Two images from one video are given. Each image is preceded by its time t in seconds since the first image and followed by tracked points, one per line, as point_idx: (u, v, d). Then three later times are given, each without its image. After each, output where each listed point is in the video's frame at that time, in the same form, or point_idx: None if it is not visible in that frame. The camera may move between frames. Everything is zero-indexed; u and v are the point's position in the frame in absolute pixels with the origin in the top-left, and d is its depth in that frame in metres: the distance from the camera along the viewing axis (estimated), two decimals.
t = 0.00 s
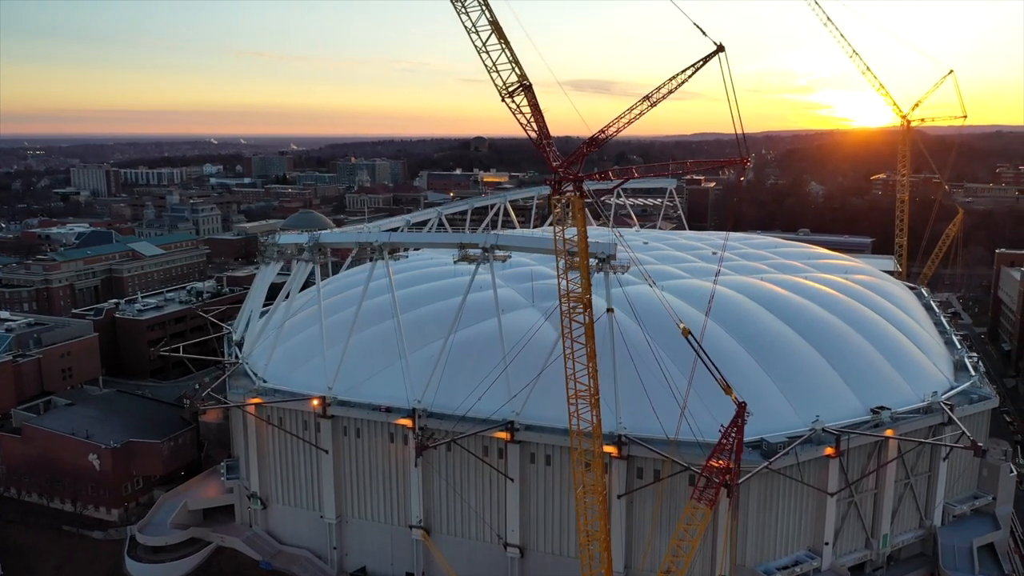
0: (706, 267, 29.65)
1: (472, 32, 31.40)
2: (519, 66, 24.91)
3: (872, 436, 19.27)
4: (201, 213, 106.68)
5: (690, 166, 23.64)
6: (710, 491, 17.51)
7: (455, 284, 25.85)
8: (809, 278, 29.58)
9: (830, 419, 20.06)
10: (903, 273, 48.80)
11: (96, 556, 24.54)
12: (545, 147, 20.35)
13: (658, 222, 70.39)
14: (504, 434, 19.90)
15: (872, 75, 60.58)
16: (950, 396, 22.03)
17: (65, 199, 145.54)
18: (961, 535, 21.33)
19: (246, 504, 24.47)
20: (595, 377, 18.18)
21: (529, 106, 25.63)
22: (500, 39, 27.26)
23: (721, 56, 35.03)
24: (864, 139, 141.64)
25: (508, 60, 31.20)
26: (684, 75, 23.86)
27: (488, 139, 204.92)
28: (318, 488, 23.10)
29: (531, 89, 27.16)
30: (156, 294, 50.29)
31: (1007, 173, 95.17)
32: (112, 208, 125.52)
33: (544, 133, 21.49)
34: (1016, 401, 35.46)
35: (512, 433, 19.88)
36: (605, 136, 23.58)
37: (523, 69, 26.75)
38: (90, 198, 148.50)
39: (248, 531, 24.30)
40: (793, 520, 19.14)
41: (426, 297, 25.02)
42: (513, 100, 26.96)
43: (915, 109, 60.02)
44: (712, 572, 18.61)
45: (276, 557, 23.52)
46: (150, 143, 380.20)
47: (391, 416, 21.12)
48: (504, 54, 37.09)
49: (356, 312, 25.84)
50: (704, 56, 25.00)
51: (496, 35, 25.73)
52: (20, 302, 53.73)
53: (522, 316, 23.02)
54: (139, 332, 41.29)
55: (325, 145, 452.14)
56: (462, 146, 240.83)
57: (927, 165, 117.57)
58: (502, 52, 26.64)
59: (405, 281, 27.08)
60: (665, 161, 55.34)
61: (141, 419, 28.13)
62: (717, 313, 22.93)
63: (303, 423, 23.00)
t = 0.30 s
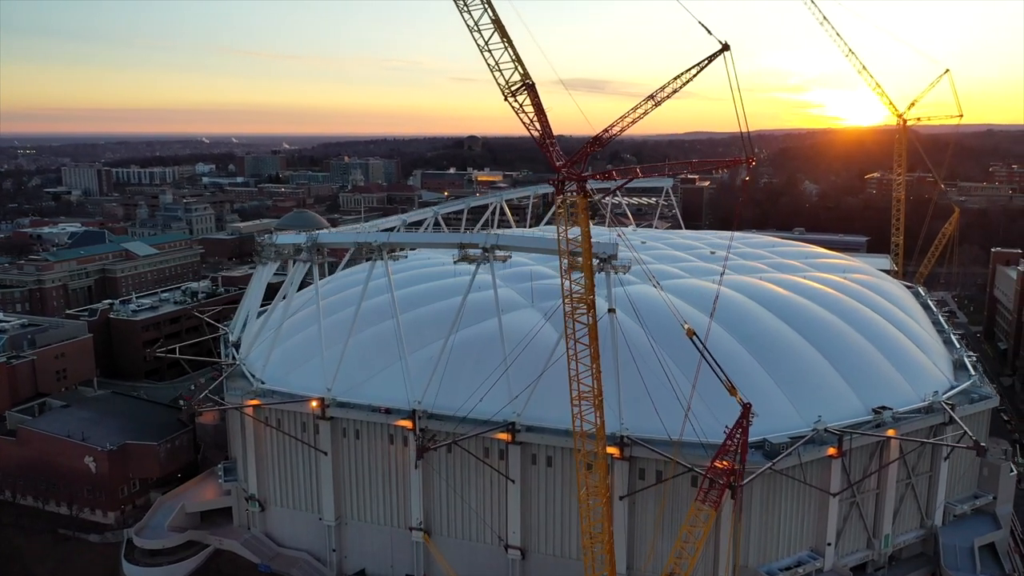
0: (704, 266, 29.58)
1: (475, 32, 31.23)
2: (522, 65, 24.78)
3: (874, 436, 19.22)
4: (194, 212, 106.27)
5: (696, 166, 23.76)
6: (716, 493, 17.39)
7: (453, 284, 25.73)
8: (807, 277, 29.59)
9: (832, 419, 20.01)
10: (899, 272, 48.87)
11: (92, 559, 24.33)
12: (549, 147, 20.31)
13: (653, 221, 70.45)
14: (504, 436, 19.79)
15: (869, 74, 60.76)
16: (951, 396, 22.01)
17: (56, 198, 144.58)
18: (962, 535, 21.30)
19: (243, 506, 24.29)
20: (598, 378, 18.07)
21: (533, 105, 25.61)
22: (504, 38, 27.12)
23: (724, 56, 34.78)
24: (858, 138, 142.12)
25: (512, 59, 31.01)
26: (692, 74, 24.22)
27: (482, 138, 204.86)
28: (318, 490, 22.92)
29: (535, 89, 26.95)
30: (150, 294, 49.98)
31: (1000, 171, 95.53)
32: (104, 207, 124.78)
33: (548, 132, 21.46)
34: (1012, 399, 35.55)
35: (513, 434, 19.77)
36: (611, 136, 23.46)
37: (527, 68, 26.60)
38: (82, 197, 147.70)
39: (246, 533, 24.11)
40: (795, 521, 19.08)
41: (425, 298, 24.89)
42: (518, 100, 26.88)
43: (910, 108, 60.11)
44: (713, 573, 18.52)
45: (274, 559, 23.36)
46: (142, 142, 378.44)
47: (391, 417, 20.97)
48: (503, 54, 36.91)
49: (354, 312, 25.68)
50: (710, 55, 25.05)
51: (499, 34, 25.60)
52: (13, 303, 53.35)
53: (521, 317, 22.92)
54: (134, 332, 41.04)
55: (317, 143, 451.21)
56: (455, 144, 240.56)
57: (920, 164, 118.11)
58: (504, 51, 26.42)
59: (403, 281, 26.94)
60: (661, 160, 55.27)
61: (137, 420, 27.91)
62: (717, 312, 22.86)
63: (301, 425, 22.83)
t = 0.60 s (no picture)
0: (703, 266, 29.46)
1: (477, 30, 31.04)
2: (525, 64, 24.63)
3: (876, 436, 19.18)
4: (186, 212, 105.68)
5: (698, 166, 23.79)
6: (722, 495, 17.28)
7: (451, 285, 25.56)
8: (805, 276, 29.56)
9: (834, 419, 19.95)
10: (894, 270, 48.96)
11: (88, 563, 24.08)
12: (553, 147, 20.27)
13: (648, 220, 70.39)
14: (505, 437, 19.67)
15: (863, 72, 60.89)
16: (951, 396, 21.95)
17: (45, 198, 143.39)
18: (963, 535, 21.28)
19: (241, 509, 24.08)
20: (602, 380, 17.96)
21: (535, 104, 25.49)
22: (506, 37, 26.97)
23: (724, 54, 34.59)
24: (850, 136, 142.57)
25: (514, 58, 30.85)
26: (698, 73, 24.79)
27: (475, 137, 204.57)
28: (316, 493, 22.72)
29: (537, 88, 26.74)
30: (143, 295, 49.61)
31: (992, 170, 95.95)
32: (94, 207, 123.86)
33: (550, 131, 21.30)
34: (1008, 398, 35.66)
35: (514, 436, 19.64)
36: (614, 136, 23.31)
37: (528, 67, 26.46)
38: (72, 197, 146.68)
39: (243, 537, 23.91)
40: (798, 522, 19.02)
41: (423, 299, 24.69)
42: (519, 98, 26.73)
43: (905, 107, 60.18)
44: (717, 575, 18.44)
45: (272, 562, 23.16)
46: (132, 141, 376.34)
47: (390, 419, 20.80)
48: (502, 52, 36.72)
49: (352, 313, 25.48)
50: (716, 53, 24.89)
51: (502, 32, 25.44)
52: (4, 304, 52.88)
53: (521, 318, 22.79)
54: (127, 334, 40.70)
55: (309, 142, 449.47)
56: (448, 143, 240.16)
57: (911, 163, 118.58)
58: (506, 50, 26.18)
59: (400, 282, 26.74)
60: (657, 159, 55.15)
61: (132, 423, 27.63)
62: (717, 312, 22.75)
63: (299, 426, 22.64)
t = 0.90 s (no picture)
0: (701, 266, 29.35)
1: (480, 28, 30.84)
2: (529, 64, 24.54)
3: (878, 437, 19.14)
4: (179, 211, 105.17)
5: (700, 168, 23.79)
6: (727, 496, 17.17)
7: (450, 285, 25.41)
8: (803, 276, 29.53)
9: (836, 420, 19.90)
10: (889, 269, 49.09)
11: (84, 568, 23.78)
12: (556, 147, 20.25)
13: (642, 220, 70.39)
14: (506, 438, 19.55)
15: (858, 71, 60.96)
16: (952, 396, 21.93)
17: (35, 198, 142.21)
18: (963, 535, 21.28)
19: (238, 512, 23.88)
20: (607, 382, 17.86)
21: (540, 104, 25.33)
22: (510, 36, 26.83)
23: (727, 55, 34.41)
24: (842, 136, 143.10)
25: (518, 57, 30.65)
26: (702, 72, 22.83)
27: (467, 136, 204.43)
28: (315, 495, 22.53)
29: (541, 87, 26.53)
30: (136, 295, 49.23)
31: (984, 169, 96.43)
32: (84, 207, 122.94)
33: (554, 130, 21.15)
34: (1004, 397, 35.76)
35: (515, 437, 19.49)
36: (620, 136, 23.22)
37: (532, 66, 26.31)
38: (62, 197, 145.56)
39: (241, 540, 23.74)
40: (801, 523, 18.97)
41: (421, 299, 24.54)
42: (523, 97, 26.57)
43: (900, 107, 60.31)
44: None
45: (271, 566, 22.97)
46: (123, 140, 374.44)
47: (390, 421, 20.64)
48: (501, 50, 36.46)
49: (349, 313, 25.30)
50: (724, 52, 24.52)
51: (505, 31, 25.31)
52: None
53: (520, 318, 22.68)
54: (121, 335, 40.37)
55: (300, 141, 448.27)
56: (440, 142, 239.88)
57: (903, 162, 119.13)
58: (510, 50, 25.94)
59: (398, 282, 26.57)
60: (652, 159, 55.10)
61: (128, 426, 27.37)
62: (717, 313, 22.65)
63: (296, 428, 22.45)
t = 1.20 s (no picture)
0: (699, 265, 29.27)
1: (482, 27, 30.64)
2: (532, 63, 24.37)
3: (880, 437, 19.10)
4: (172, 211, 104.63)
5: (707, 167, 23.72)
6: (732, 498, 17.10)
7: (448, 286, 25.27)
8: (801, 276, 29.52)
9: (837, 420, 19.86)
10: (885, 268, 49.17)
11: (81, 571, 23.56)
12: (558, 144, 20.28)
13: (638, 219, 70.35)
14: (507, 440, 19.42)
15: (854, 71, 60.99)
16: (952, 396, 21.92)
17: (25, 198, 140.97)
18: (964, 534, 21.30)
19: (236, 515, 23.71)
20: (610, 383, 17.78)
21: (544, 103, 25.13)
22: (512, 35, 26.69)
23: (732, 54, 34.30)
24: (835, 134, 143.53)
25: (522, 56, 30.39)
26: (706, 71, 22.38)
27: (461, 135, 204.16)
28: (314, 497, 22.38)
29: (543, 87, 26.39)
30: (130, 296, 48.90)
31: (977, 167, 96.67)
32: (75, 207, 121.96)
33: (557, 129, 21.08)
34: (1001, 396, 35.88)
35: (517, 439, 19.38)
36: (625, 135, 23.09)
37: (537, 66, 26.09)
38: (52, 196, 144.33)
39: (239, 542, 23.56)
40: (803, 523, 18.94)
41: (420, 299, 24.40)
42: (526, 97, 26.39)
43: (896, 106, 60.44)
44: None
45: (269, 568, 22.82)
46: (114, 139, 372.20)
47: (390, 422, 20.51)
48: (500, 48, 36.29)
49: (348, 313, 25.16)
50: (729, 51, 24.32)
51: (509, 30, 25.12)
52: None
53: (520, 318, 22.59)
54: (116, 336, 40.09)
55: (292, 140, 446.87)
56: (434, 141, 239.47)
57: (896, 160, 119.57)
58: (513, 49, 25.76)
59: (397, 282, 26.43)
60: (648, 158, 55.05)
61: (124, 428, 27.13)
62: (717, 313, 22.58)
63: (295, 430, 22.29)
